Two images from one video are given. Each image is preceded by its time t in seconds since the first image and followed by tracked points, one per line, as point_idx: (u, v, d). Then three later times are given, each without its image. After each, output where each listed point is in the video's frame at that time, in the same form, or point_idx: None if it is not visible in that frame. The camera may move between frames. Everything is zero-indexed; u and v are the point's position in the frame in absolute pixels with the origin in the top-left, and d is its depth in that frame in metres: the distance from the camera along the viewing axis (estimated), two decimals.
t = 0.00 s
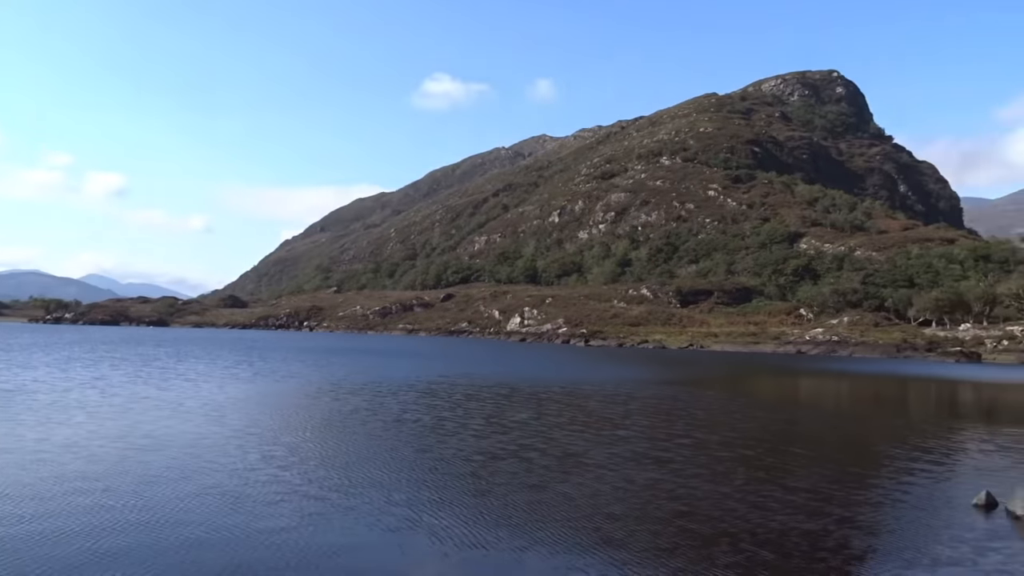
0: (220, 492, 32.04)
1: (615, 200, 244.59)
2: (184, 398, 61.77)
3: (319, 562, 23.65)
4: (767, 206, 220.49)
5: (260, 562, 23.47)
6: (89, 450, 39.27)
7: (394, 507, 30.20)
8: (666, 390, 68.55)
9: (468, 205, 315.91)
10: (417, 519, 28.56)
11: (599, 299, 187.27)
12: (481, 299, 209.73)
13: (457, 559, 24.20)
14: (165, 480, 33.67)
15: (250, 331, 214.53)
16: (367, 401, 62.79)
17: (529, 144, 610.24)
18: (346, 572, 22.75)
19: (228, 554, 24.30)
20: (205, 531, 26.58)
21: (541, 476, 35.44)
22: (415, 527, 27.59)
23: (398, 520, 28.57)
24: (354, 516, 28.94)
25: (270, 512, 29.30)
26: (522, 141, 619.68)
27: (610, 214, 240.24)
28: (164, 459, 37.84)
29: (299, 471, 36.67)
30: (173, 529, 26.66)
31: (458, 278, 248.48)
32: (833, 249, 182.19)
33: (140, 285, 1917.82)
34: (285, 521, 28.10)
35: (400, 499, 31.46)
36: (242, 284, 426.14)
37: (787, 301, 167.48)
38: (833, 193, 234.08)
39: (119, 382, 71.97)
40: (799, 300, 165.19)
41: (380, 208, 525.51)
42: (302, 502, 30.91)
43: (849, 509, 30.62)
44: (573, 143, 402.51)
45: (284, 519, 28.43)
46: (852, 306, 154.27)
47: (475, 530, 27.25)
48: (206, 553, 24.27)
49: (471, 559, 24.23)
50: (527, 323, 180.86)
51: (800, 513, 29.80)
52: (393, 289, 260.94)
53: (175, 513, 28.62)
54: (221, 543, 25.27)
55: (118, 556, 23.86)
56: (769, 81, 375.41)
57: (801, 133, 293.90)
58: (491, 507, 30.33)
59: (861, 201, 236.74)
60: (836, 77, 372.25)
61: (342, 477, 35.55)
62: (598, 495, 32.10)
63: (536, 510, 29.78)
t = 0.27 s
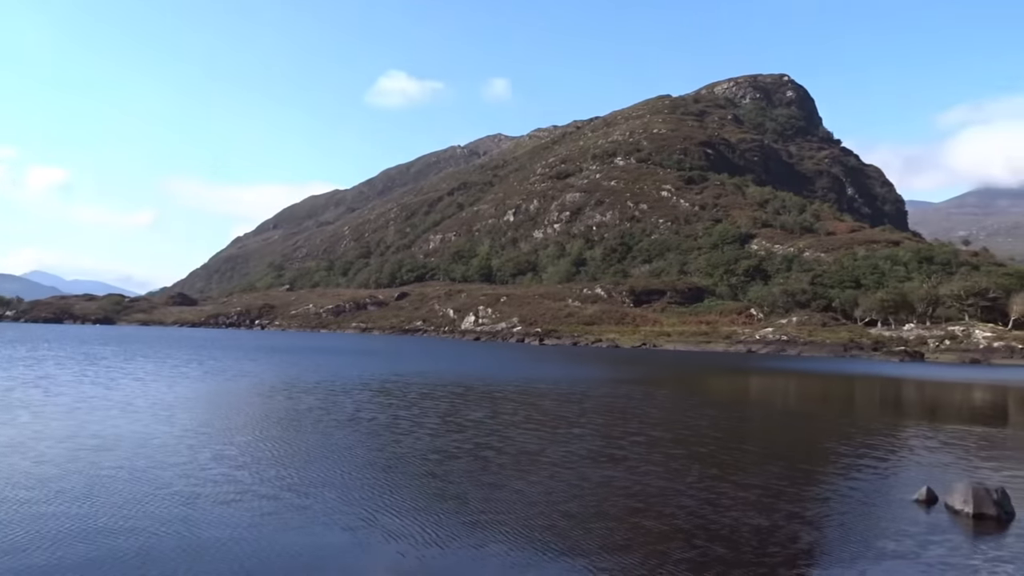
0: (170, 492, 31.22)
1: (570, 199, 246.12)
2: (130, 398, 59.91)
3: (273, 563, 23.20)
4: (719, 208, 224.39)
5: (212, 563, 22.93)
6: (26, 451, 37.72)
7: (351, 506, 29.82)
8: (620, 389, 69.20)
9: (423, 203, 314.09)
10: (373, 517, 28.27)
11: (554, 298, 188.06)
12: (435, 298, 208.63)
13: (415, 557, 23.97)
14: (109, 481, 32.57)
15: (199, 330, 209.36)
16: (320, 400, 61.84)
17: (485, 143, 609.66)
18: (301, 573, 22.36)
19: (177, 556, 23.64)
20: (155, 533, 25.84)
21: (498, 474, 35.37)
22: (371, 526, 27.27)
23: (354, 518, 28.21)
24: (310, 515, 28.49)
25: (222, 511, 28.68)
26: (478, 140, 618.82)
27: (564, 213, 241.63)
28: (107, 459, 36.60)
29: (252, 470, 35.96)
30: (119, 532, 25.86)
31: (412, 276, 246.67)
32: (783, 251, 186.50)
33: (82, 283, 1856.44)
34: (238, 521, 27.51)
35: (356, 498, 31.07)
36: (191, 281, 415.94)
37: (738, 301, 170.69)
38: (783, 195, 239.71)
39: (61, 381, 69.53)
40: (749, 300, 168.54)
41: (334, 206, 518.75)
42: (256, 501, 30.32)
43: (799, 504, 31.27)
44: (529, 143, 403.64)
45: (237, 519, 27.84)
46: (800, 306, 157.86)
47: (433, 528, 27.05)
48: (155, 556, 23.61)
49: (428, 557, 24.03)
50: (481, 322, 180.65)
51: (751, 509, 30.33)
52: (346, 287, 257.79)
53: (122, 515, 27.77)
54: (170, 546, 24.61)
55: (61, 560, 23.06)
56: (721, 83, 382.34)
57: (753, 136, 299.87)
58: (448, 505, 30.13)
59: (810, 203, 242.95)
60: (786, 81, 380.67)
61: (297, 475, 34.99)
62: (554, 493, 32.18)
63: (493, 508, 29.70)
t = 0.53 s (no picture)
0: (120, 494, 30.30)
1: (528, 199, 246.73)
2: (75, 399, 57.97)
3: (228, 564, 22.68)
4: (674, 208, 227.36)
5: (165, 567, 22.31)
6: None
7: (309, 506, 29.34)
8: (579, 388, 69.43)
9: (381, 201, 311.61)
10: (332, 517, 27.85)
11: (512, 297, 188.25)
12: (393, 297, 207.06)
13: (374, 557, 23.66)
14: (53, 484, 31.45)
15: (149, 329, 204.04)
16: (275, 399, 60.77)
17: (444, 141, 607.38)
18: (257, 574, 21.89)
19: (128, 560, 22.93)
20: (104, 537, 25.06)
21: (457, 473, 35.12)
22: (330, 526, 26.86)
23: (312, 519, 27.72)
24: (266, 515, 27.93)
25: (175, 513, 27.96)
26: (436, 138, 616.35)
27: (522, 213, 242.23)
28: (52, 462, 35.32)
29: (206, 470, 35.14)
30: (67, 536, 25.01)
31: (369, 275, 244.45)
32: (737, 251, 189.82)
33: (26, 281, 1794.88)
34: (193, 523, 26.85)
35: (315, 498, 30.59)
36: (142, 280, 405.31)
37: (693, 301, 173.13)
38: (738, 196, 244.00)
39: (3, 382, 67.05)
40: (705, 300, 171.00)
41: (289, 203, 511.15)
42: (211, 502, 29.62)
43: (754, 500, 31.69)
44: (488, 141, 403.18)
45: (192, 520, 27.16)
46: (754, 306, 160.56)
47: (393, 528, 26.76)
48: (105, 560, 22.88)
49: (389, 556, 23.74)
50: (438, 322, 179.84)
51: (709, 505, 30.69)
52: (302, 286, 254.28)
53: (68, 519, 26.83)
54: (123, 549, 23.89)
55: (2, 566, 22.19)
56: (677, 85, 387.44)
57: (708, 137, 304.36)
58: (408, 504, 29.81)
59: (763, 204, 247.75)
60: (741, 83, 387.31)
61: (254, 476, 34.31)
62: (514, 491, 32.08)
63: (453, 507, 29.47)
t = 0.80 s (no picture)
0: (77, 497, 29.51)
1: (494, 199, 246.70)
2: (29, 401, 56.30)
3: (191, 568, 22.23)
4: (639, 209, 229.17)
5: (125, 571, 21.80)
6: None
7: (274, 507, 28.95)
8: (546, 388, 69.55)
9: (345, 200, 308.88)
10: (298, 519, 27.50)
11: (477, 297, 187.89)
12: (357, 297, 205.25)
13: (341, 558, 23.40)
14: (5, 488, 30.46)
15: (107, 330, 199.30)
16: (238, 401, 59.75)
17: (409, 140, 604.31)
18: None
19: (86, 566, 22.34)
20: (61, 542, 24.41)
21: (424, 474, 34.89)
22: (297, 528, 26.50)
23: (277, 521, 27.33)
24: (230, 518, 27.46)
25: (136, 516, 27.35)
26: (401, 137, 613.17)
27: (487, 213, 242.10)
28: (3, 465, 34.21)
29: (168, 472, 34.43)
30: (22, 541, 24.30)
31: (334, 275, 242.02)
32: (700, 252, 192.02)
33: None
34: (154, 526, 26.29)
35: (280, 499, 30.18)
36: (99, 279, 395.97)
37: (657, 301, 174.68)
38: (701, 197, 246.94)
39: None
40: (669, 300, 172.57)
41: (252, 202, 504.04)
42: (173, 505, 29.03)
43: (719, 497, 31.99)
44: (454, 141, 402.14)
45: (153, 523, 26.62)
46: (717, 305, 162.32)
47: (361, 529, 26.50)
48: (63, 565, 22.29)
49: (357, 557, 23.50)
50: (403, 322, 178.77)
51: (675, 503, 30.91)
52: (265, 286, 250.71)
53: (25, 523, 26.09)
54: (83, 553, 23.28)
55: None
56: (642, 86, 390.83)
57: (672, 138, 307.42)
58: (375, 505, 29.54)
59: (726, 205, 251.12)
60: (704, 86, 392.03)
61: (218, 478, 33.73)
62: (481, 491, 31.96)
63: (420, 507, 29.27)
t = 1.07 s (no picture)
0: (38, 501, 28.74)
1: (459, 199, 246.15)
2: None
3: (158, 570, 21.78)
4: (605, 208, 230.52)
5: None
6: None
7: (245, 508, 28.55)
8: (513, 387, 69.57)
9: (310, 199, 305.67)
10: (268, 519, 27.15)
11: (443, 296, 187.25)
12: (322, 297, 203.16)
13: (312, 558, 23.16)
14: None
15: (64, 331, 194.41)
16: (203, 402, 58.69)
17: (374, 139, 600.10)
18: None
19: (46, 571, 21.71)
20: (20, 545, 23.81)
21: (393, 474, 34.62)
22: (267, 528, 26.14)
23: (247, 521, 26.96)
24: (199, 519, 27.01)
25: (100, 519, 26.75)
26: (367, 136, 608.82)
27: (453, 212, 241.56)
28: None
29: (135, 474, 33.77)
30: None
31: (298, 274, 239.23)
32: (665, 251, 193.81)
33: None
34: (120, 529, 25.68)
35: (249, 500, 29.74)
36: (57, 279, 386.35)
37: (623, 301, 175.92)
38: (666, 197, 249.35)
39: None
40: (634, 299, 173.83)
41: (215, 200, 496.22)
42: (138, 506, 28.43)
43: (686, 495, 32.29)
44: (420, 139, 400.35)
45: (119, 524, 26.08)
46: (682, 305, 163.80)
47: (331, 527, 26.26)
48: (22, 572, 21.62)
49: (327, 558, 23.23)
50: (369, 322, 177.52)
51: (643, 500, 31.10)
52: (228, 286, 246.83)
53: None
54: (44, 558, 22.69)
55: None
56: (607, 87, 393.31)
57: (637, 138, 309.96)
58: (344, 505, 29.22)
59: (691, 205, 253.95)
60: (669, 87, 395.70)
61: (186, 478, 33.15)
62: (451, 489, 31.88)
63: (390, 507, 29.06)
